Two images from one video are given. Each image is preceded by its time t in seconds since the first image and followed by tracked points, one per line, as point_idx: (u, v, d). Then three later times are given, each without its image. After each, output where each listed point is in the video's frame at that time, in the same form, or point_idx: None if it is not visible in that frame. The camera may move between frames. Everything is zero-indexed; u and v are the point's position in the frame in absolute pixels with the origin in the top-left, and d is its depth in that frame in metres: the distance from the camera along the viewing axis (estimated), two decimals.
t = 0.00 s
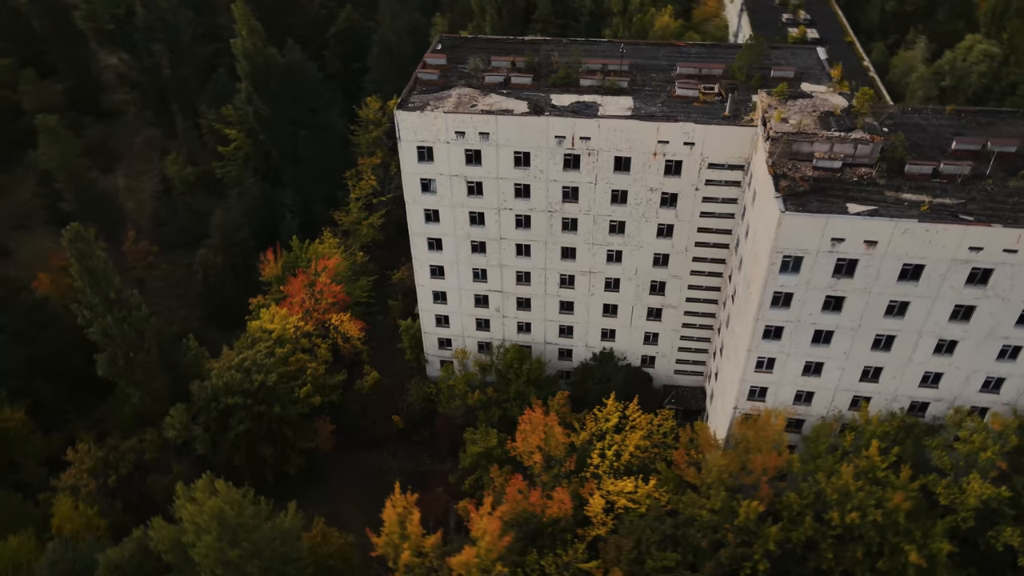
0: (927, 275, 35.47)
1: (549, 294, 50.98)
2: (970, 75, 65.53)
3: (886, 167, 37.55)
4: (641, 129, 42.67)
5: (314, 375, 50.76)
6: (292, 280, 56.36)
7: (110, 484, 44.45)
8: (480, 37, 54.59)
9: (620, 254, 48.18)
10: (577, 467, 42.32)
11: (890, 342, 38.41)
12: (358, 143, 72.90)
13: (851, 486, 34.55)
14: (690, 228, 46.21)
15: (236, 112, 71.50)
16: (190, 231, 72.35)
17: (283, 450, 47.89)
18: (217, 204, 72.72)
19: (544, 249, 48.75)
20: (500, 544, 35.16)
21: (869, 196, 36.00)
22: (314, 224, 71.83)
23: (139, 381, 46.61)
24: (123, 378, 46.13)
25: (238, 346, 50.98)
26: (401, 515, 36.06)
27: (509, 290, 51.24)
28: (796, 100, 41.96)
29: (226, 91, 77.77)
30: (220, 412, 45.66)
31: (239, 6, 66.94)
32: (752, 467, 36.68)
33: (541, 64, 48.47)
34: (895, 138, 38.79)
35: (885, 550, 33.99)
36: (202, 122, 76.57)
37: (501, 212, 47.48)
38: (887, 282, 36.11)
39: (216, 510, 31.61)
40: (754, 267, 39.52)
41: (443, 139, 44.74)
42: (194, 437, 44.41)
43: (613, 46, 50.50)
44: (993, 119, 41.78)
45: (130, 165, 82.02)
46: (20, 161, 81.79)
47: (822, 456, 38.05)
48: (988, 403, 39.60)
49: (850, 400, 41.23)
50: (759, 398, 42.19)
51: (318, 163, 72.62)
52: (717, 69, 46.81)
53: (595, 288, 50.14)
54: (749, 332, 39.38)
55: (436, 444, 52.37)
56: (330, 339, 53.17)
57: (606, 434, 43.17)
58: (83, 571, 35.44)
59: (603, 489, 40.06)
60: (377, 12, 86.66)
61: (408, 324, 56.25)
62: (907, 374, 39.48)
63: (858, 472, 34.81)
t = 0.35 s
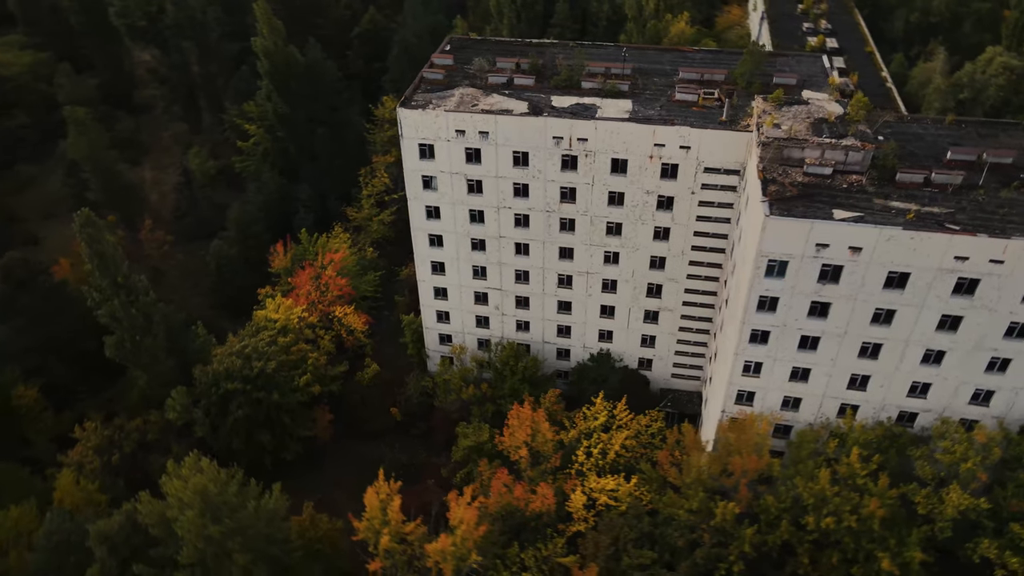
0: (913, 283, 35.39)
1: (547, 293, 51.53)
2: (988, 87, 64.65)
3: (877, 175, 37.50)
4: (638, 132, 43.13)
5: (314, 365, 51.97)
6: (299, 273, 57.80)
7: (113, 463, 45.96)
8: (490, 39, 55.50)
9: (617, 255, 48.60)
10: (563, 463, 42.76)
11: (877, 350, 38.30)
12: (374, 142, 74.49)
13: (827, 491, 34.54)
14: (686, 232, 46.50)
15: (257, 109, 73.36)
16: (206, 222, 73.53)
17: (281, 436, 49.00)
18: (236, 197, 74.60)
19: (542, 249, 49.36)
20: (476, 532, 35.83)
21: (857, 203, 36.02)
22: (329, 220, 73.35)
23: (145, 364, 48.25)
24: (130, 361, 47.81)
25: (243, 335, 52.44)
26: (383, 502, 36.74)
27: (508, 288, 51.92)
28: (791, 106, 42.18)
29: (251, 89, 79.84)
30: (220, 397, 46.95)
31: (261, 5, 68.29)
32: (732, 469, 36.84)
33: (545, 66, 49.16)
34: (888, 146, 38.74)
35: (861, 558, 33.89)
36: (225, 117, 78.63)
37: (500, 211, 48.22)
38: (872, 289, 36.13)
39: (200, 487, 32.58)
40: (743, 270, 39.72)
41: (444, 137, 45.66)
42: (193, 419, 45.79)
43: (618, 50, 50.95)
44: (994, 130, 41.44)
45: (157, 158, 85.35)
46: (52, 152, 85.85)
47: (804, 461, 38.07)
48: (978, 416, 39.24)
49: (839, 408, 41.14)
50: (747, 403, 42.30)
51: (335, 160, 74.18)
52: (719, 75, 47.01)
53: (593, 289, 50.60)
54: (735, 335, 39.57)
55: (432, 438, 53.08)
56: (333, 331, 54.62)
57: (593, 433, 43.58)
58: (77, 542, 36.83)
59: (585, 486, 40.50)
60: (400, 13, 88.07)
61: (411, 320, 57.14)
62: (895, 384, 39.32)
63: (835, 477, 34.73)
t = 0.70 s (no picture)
0: (897, 291, 35.46)
1: (545, 293, 52.18)
2: (1004, 101, 63.95)
3: (866, 183, 37.60)
4: (633, 134, 43.70)
5: (315, 356, 53.21)
6: (307, 266, 59.17)
7: (117, 442, 47.66)
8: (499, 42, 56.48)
9: (614, 257, 49.10)
10: (548, 459, 43.32)
11: (862, 357, 38.33)
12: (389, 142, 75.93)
13: (802, 494, 34.65)
14: (681, 235, 46.88)
15: (278, 107, 75.23)
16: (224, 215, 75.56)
17: (279, 423, 50.38)
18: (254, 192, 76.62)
19: (540, 248, 50.06)
20: (453, 519, 36.61)
21: (843, 209, 36.18)
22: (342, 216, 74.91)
23: (151, 348, 50.04)
24: (137, 344, 49.72)
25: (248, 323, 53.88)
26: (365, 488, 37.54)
27: (507, 287, 52.68)
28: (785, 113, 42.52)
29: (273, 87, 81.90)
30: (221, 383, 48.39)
31: (282, 6, 69.90)
32: (710, 470, 37.06)
33: (549, 69, 49.97)
34: (880, 154, 38.81)
35: (833, 562, 33.92)
36: (248, 114, 80.82)
37: (499, 210, 49.06)
38: (856, 295, 36.22)
39: (188, 463, 33.92)
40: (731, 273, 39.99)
41: (445, 135, 46.67)
42: (194, 402, 47.34)
43: (622, 54, 51.58)
44: (992, 140, 41.19)
45: (183, 152, 88.48)
46: (83, 146, 90.92)
47: (785, 465, 38.19)
48: (964, 427, 39.03)
49: (825, 414, 41.16)
50: (733, 406, 42.49)
51: (350, 158, 75.76)
52: (720, 80, 47.30)
53: (590, 290, 51.15)
54: (721, 338, 39.86)
55: (429, 432, 53.96)
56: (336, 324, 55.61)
57: (580, 431, 44.09)
58: (74, 513, 38.43)
59: (568, 482, 41.03)
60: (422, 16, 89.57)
61: (414, 315, 58.16)
62: (880, 392, 39.28)
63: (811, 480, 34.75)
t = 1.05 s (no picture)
0: (878, 297, 35.64)
1: (543, 293, 52.91)
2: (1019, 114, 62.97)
3: (853, 190, 37.83)
4: (629, 138, 44.35)
5: (317, 347, 54.55)
6: (314, 260, 60.62)
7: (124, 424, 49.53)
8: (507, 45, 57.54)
9: (610, 258, 49.69)
10: (535, 454, 43.99)
11: (846, 362, 38.43)
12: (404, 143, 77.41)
13: (776, 496, 34.85)
14: (676, 239, 47.31)
15: (297, 106, 77.12)
16: (242, 210, 77.58)
17: (280, 412, 52.15)
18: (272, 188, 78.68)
19: (538, 248, 50.85)
20: (433, 506, 37.46)
21: (827, 215, 36.46)
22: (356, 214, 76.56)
23: (159, 334, 51.86)
24: (145, 330, 51.60)
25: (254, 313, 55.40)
26: (351, 475, 38.52)
27: (506, 285, 53.50)
28: (778, 120, 43.08)
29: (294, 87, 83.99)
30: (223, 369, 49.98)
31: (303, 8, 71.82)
32: (689, 469, 37.36)
33: (552, 73, 50.87)
34: (870, 162, 39.06)
35: (805, 563, 34.07)
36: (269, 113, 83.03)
37: (499, 210, 49.98)
38: (839, 301, 36.44)
39: (178, 441, 35.33)
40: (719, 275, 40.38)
41: (446, 135, 47.77)
42: (197, 387, 48.99)
43: (626, 59, 52.20)
44: (988, 151, 41.07)
45: (207, 149, 91.04)
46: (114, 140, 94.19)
47: (764, 468, 38.42)
48: (949, 437, 38.93)
49: (810, 419, 41.28)
50: (719, 409, 42.77)
51: (366, 158, 77.36)
52: (719, 87, 47.75)
53: (587, 291, 51.75)
54: (707, 339, 40.25)
55: (426, 426, 54.97)
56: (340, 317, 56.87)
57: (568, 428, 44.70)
58: (75, 486, 40.11)
59: (552, 477, 41.65)
60: (443, 21, 91.19)
61: (417, 312, 59.28)
62: (865, 398, 39.32)
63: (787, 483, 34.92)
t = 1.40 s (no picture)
0: (859, 301, 35.94)
1: (541, 293, 53.75)
2: None
3: (840, 196, 38.19)
4: (624, 141, 45.13)
5: (320, 341, 55.90)
6: (322, 257, 62.05)
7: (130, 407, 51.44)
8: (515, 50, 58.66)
9: (606, 260, 50.39)
10: (522, 449, 44.81)
11: (829, 367, 38.73)
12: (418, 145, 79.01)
13: (749, 495, 35.25)
14: (671, 242, 47.89)
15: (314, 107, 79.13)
16: (259, 207, 79.66)
17: (281, 401, 53.59)
18: (289, 186, 80.74)
19: (536, 249, 51.74)
20: (415, 493, 38.49)
21: (811, 220, 36.87)
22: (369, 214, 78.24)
23: (169, 322, 54.13)
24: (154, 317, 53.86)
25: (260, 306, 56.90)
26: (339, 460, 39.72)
27: (505, 285, 54.46)
28: (772, 127, 43.60)
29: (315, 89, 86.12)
30: (227, 358, 51.53)
31: (322, 11, 73.80)
32: (667, 467, 37.91)
33: (555, 77, 51.84)
34: (858, 169, 39.39)
35: (775, 563, 34.45)
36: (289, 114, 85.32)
37: (498, 210, 51.00)
38: (820, 305, 36.82)
39: (172, 420, 36.97)
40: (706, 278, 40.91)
41: (448, 136, 48.98)
42: (201, 373, 50.67)
43: (629, 66, 52.94)
44: (980, 162, 41.33)
45: (231, 147, 93.62)
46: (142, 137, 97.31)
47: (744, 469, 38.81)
48: (931, 445, 38.97)
49: (794, 424, 41.58)
50: (705, 410, 43.23)
51: (380, 159, 79.07)
52: (718, 93, 48.28)
53: (583, 292, 52.48)
54: (692, 340, 40.82)
55: (423, 421, 56.07)
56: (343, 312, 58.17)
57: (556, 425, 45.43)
58: (77, 462, 41.95)
59: (537, 472, 42.42)
60: (463, 28, 92.87)
61: (420, 309, 60.49)
62: (847, 404, 39.54)
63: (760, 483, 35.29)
